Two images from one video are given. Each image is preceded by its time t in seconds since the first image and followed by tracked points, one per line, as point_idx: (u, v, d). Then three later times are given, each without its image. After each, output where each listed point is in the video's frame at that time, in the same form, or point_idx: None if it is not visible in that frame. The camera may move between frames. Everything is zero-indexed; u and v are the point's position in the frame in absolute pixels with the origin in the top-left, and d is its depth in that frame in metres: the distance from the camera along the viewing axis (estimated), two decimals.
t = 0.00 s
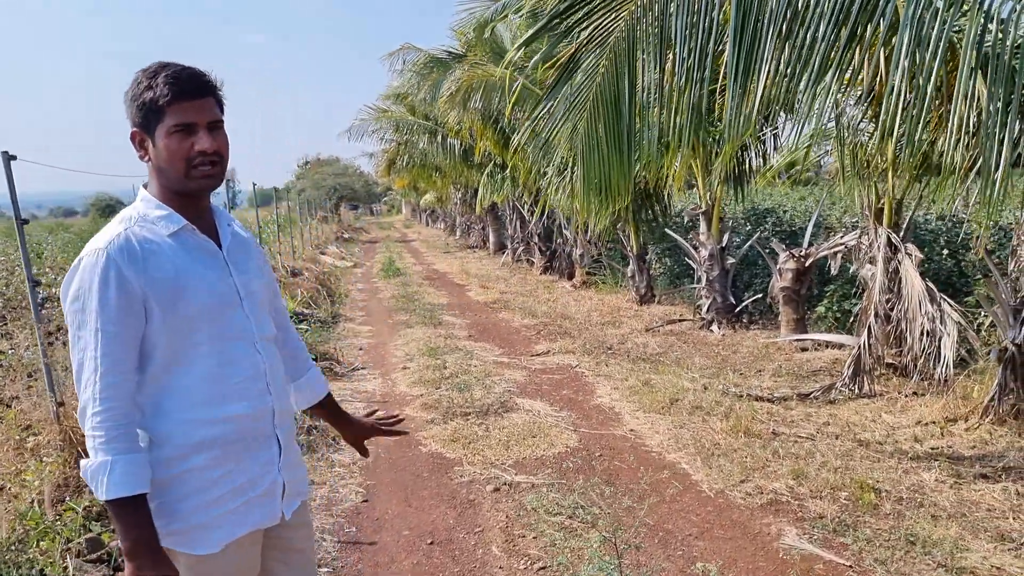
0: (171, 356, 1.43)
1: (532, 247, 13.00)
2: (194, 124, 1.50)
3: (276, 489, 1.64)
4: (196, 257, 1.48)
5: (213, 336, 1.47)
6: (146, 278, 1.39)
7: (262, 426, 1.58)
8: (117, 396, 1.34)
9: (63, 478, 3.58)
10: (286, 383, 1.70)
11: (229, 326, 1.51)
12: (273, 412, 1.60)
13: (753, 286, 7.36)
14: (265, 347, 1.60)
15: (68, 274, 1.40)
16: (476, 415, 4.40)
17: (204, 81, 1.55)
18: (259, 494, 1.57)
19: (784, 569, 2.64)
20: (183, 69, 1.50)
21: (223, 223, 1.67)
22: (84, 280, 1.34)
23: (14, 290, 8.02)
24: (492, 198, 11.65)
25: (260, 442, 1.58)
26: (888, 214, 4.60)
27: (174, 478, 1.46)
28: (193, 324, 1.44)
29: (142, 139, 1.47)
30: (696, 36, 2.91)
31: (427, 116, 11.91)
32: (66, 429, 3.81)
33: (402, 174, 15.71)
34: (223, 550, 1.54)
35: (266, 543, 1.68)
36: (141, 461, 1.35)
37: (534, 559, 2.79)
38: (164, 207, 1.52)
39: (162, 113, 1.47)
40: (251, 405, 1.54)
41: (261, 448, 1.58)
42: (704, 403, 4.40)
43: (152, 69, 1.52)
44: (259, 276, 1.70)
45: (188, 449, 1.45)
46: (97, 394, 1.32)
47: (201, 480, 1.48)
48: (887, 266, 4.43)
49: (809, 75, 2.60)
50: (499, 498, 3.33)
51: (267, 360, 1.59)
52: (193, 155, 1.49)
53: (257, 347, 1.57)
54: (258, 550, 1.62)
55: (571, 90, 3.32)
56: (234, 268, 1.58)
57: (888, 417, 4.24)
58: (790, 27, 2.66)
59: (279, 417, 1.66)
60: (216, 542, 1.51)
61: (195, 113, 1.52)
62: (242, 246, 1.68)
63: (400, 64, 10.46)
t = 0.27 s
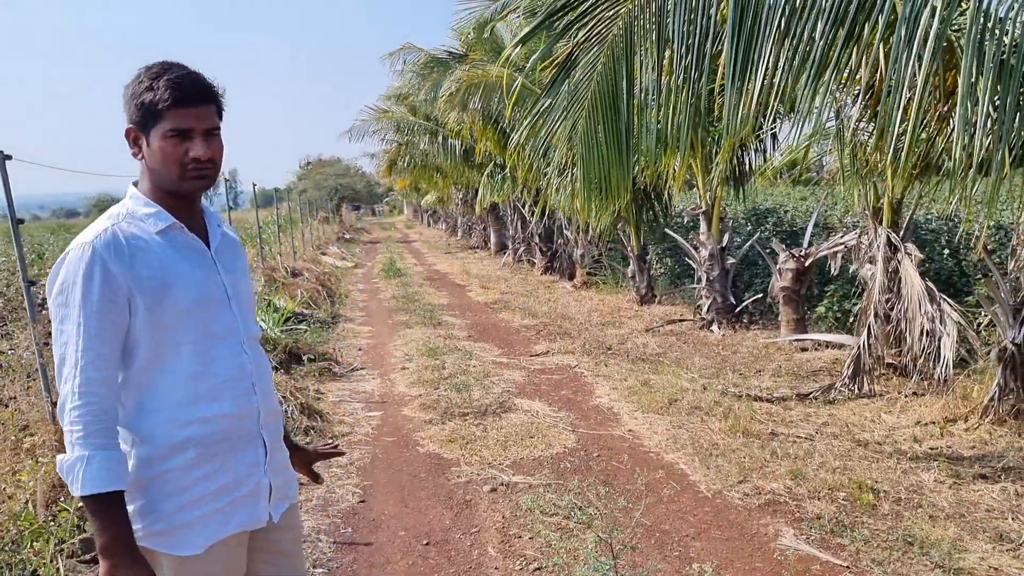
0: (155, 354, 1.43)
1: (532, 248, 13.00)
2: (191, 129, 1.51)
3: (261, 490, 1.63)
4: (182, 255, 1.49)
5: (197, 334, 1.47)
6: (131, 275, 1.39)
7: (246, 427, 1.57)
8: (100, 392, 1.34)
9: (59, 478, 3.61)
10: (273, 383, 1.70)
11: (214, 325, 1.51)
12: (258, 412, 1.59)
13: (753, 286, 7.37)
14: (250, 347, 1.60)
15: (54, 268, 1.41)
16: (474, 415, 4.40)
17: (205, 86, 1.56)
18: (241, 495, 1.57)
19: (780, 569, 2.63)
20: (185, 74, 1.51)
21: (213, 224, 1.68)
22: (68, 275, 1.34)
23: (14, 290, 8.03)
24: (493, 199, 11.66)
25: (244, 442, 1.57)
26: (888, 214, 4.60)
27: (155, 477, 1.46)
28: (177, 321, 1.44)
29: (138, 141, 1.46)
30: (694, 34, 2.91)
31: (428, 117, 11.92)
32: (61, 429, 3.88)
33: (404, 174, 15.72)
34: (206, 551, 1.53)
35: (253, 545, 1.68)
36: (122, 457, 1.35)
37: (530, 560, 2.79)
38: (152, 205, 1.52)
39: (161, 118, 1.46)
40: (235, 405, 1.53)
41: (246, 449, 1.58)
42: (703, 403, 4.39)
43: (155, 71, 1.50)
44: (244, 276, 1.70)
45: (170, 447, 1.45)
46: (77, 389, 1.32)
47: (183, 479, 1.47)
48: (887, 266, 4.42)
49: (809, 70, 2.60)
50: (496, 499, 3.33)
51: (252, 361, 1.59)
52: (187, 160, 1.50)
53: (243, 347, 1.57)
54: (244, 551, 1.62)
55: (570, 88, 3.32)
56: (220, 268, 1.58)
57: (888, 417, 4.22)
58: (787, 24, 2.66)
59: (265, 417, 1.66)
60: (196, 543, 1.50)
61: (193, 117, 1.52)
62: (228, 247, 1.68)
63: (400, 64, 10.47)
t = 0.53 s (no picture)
0: (152, 353, 1.43)
1: (533, 248, 13.00)
2: (175, 117, 1.51)
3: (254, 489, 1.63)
4: (179, 254, 1.49)
5: (194, 334, 1.48)
6: (127, 274, 1.39)
7: (241, 426, 1.58)
8: (98, 391, 1.33)
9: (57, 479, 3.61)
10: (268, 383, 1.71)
11: (210, 324, 1.51)
12: (254, 411, 1.60)
13: (753, 285, 7.39)
14: (246, 347, 1.60)
15: (49, 266, 1.40)
16: (473, 415, 4.40)
17: (183, 76, 1.57)
18: (236, 494, 1.57)
19: (779, 569, 2.63)
20: (162, 63, 1.52)
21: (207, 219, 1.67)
22: (65, 274, 1.34)
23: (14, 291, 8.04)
24: (493, 199, 11.66)
25: (239, 442, 1.58)
26: (888, 213, 4.59)
27: (151, 476, 1.46)
28: (174, 321, 1.44)
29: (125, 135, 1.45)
30: (693, 32, 2.91)
31: (428, 117, 11.93)
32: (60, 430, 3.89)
33: (404, 175, 15.73)
34: (200, 550, 1.53)
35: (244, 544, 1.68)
36: (120, 457, 1.35)
37: (528, 560, 2.78)
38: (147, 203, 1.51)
39: (146, 109, 1.45)
40: (231, 404, 1.54)
41: (240, 448, 1.58)
42: (703, 403, 4.38)
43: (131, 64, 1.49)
44: (240, 274, 1.70)
45: (166, 446, 1.45)
46: (74, 389, 1.32)
47: (179, 478, 1.48)
48: (887, 265, 4.42)
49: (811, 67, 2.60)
50: (495, 499, 3.33)
51: (247, 360, 1.59)
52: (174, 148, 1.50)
53: (239, 346, 1.57)
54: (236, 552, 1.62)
55: (569, 87, 3.31)
56: (216, 266, 1.58)
57: (888, 416, 4.21)
58: (787, 22, 2.65)
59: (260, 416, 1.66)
60: (190, 542, 1.50)
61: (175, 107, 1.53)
62: (224, 245, 1.68)
63: (401, 65, 10.49)
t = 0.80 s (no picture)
0: (158, 347, 1.47)
1: (536, 246, 12.99)
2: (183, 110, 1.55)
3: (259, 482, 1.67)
4: (186, 249, 1.52)
5: (200, 328, 1.51)
6: (135, 269, 1.43)
7: (247, 419, 1.61)
8: (106, 384, 1.37)
9: (58, 477, 3.61)
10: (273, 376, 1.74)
11: (215, 319, 1.54)
12: (259, 405, 1.63)
13: (756, 283, 7.44)
14: (252, 340, 1.64)
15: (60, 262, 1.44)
16: (476, 413, 4.40)
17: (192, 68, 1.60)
18: (242, 485, 1.61)
19: (782, 568, 2.62)
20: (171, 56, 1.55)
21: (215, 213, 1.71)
22: (74, 269, 1.38)
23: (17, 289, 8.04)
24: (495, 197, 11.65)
25: (245, 435, 1.61)
26: (892, 211, 4.59)
27: (159, 467, 1.49)
28: (180, 316, 1.48)
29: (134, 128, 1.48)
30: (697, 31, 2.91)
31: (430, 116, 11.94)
32: (61, 428, 3.90)
33: (406, 173, 15.71)
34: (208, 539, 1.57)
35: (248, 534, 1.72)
36: (129, 448, 1.39)
37: (531, 558, 2.78)
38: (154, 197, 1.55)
39: (155, 102, 1.48)
40: (236, 397, 1.57)
41: (246, 441, 1.61)
42: (705, 401, 4.37)
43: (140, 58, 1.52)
44: (247, 268, 1.74)
45: (173, 438, 1.49)
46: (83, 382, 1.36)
47: (187, 469, 1.51)
48: (891, 262, 4.38)
49: (815, 66, 2.60)
50: (497, 497, 3.33)
51: (253, 353, 1.63)
52: (182, 140, 1.53)
53: (244, 341, 1.60)
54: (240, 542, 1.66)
55: (572, 85, 3.30)
56: (223, 261, 1.62)
57: (891, 414, 4.21)
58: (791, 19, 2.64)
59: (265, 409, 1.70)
60: (198, 532, 1.54)
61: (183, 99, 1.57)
62: (231, 239, 1.72)
63: (402, 63, 10.49)
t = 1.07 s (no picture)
0: (172, 340, 1.49)
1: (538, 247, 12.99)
2: (190, 111, 1.56)
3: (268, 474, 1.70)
4: (199, 244, 1.55)
5: (213, 323, 1.54)
6: (150, 263, 1.46)
7: (258, 413, 1.65)
8: (121, 375, 1.40)
9: (60, 477, 3.66)
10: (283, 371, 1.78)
11: (228, 314, 1.57)
12: (270, 399, 1.67)
13: (758, 284, 7.44)
14: (264, 336, 1.67)
15: (75, 253, 1.47)
16: (478, 413, 4.39)
17: (200, 68, 1.61)
18: (252, 478, 1.64)
19: (787, 569, 2.62)
20: (178, 58, 1.57)
21: (229, 208, 1.73)
22: (90, 261, 1.40)
23: (18, 289, 8.05)
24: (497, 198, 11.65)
25: (256, 428, 1.65)
26: (895, 212, 4.58)
27: (172, 458, 1.52)
28: (194, 310, 1.51)
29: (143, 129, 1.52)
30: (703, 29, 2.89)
31: (432, 116, 11.95)
32: (63, 428, 3.90)
33: (408, 174, 15.71)
34: (217, 531, 1.60)
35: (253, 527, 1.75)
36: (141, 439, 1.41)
37: (534, 559, 2.77)
38: (170, 194, 1.59)
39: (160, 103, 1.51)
40: (248, 392, 1.60)
41: (257, 434, 1.65)
42: (708, 402, 4.37)
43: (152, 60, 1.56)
44: (260, 263, 1.76)
45: (186, 431, 1.52)
46: (98, 372, 1.38)
47: (199, 462, 1.54)
48: (894, 263, 4.38)
49: (820, 67, 2.60)
50: (500, 498, 3.32)
51: (265, 349, 1.66)
52: (188, 141, 1.56)
53: (256, 336, 1.63)
54: (246, 534, 1.69)
55: (577, 85, 3.35)
56: (236, 257, 1.64)
57: (895, 415, 4.20)
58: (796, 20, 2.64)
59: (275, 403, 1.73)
60: (209, 524, 1.57)
61: (191, 100, 1.58)
62: (245, 234, 1.74)
63: (404, 64, 10.50)
